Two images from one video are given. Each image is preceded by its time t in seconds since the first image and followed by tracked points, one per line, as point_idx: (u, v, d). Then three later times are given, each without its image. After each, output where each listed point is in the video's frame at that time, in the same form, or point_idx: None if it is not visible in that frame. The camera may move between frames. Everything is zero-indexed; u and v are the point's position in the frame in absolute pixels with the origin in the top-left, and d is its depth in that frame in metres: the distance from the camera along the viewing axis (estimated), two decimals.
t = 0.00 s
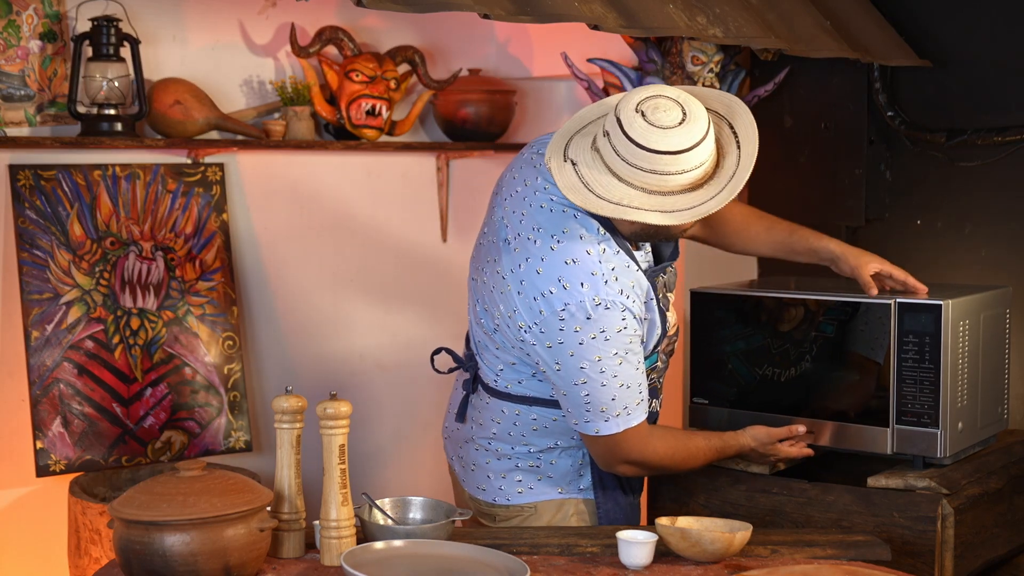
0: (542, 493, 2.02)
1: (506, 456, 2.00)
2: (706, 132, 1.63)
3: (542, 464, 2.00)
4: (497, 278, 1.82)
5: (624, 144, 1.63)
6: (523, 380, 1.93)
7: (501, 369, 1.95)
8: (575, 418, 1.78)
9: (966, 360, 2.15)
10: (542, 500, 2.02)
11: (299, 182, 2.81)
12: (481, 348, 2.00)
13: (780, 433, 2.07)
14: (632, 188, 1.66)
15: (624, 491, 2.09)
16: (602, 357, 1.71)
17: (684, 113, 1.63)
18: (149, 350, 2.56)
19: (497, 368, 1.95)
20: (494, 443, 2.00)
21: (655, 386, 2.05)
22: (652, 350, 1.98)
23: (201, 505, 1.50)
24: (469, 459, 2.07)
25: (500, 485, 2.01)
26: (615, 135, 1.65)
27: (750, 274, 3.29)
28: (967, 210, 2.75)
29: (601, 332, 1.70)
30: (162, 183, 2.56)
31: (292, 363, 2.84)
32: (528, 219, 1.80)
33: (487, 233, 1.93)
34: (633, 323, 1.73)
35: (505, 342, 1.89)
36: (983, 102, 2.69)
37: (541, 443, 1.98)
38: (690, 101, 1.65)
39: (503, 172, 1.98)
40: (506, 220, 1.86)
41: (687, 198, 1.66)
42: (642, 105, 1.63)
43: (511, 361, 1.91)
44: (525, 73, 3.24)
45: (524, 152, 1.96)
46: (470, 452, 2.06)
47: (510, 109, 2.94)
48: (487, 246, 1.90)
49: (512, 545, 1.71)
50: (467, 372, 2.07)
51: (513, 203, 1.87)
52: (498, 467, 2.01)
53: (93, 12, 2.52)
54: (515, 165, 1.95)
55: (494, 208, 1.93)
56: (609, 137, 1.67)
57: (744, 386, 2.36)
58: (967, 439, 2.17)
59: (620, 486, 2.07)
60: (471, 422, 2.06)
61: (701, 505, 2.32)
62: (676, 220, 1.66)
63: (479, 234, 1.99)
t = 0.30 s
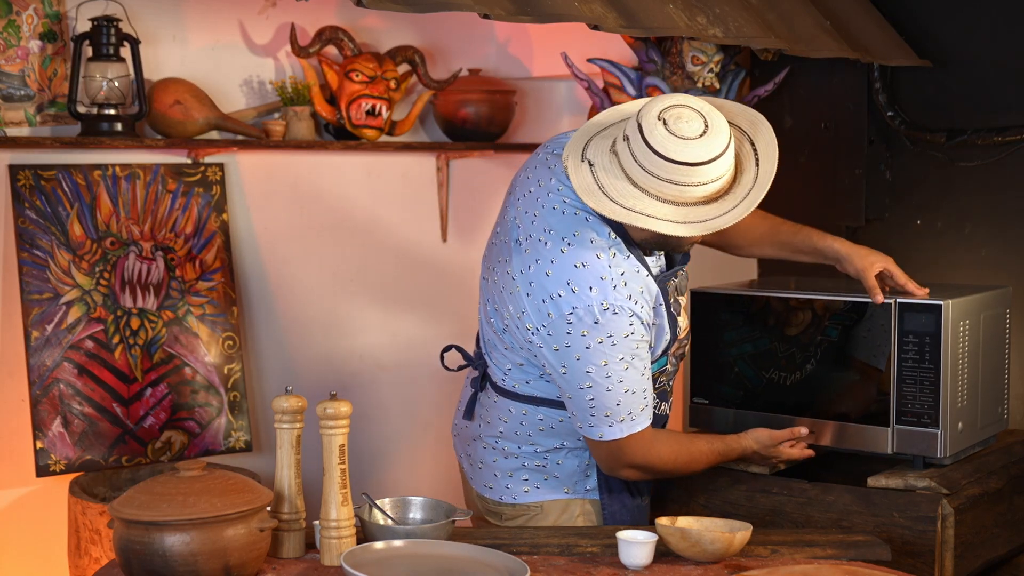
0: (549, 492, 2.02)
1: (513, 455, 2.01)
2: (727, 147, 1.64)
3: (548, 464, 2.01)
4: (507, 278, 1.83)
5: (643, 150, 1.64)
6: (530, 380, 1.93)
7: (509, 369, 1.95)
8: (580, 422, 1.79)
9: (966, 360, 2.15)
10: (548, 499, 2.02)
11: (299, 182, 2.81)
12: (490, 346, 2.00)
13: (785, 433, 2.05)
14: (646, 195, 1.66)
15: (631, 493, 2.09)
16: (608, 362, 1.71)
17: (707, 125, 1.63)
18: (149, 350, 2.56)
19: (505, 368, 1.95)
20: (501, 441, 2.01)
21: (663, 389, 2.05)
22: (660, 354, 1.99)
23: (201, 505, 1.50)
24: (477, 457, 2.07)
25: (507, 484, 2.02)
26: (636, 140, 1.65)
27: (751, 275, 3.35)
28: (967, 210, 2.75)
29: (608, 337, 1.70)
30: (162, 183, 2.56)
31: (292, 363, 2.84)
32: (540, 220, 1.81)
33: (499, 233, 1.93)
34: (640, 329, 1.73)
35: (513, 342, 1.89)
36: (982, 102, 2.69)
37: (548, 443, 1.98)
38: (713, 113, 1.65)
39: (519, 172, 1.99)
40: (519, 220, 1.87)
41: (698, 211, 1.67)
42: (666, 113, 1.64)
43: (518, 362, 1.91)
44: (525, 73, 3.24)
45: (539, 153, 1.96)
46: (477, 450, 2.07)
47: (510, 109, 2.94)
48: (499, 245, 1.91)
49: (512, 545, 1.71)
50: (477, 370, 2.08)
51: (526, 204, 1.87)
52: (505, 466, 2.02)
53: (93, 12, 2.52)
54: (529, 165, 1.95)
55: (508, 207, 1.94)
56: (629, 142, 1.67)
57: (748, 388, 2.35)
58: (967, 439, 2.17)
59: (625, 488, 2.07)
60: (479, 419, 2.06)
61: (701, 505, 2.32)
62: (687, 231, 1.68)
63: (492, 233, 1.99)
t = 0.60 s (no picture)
0: (548, 493, 2.02)
1: (513, 455, 2.01)
2: (744, 157, 1.64)
3: (548, 465, 2.01)
4: (509, 280, 1.83)
5: (661, 149, 1.64)
6: (531, 382, 1.93)
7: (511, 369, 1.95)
8: (582, 425, 1.78)
9: (967, 360, 2.15)
10: (548, 500, 2.02)
11: (299, 182, 2.81)
12: (492, 347, 2.00)
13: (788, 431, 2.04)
14: (657, 194, 1.66)
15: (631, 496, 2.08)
16: (611, 365, 1.71)
17: (725, 132, 1.64)
18: (149, 350, 2.56)
19: (507, 368, 1.95)
20: (501, 441, 2.01)
21: (665, 393, 2.05)
22: (662, 358, 1.98)
23: (201, 505, 1.50)
24: (478, 456, 2.07)
25: (506, 483, 2.02)
26: (653, 140, 1.65)
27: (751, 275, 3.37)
28: (967, 210, 2.75)
29: (610, 340, 1.70)
30: (162, 183, 2.56)
31: (292, 363, 2.84)
32: (544, 222, 1.81)
33: (503, 233, 1.93)
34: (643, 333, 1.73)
35: (515, 343, 1.89)
36: (982, 102, 2.69)
37: (548, 444, 1.98)
38: (733, 124, 1.66)
39: (524, 172, 1.99)
40: (523, 222, 1.87)
41: (708, 217, 1.67)
42: (687, 116, 1.64)
43: (519, 362, 1.91)
44: (525, 73, 3.24)
45: (544, 153, 1.97)
46: (478, 449, 2.07)
47: (510, 109, 2.94)
48: (503, 246, 1.91)
49: (512, 545, 1.71)
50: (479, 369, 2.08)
51: (530, 206, 1.88)
52: (505, 466, 2.02)
53: (93, 12, 2.52)
54: (535, 167, 1.96)
55: (512, 209, 1.94)
56: (646, 140, 1.67)
57: (752, 390, 2.35)
58: (967, 439, 2.17)
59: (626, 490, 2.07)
60: (481, 418, 2.06)
61: (701, 505, 2.32)
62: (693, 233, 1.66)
63: (497, 233, 1.99)
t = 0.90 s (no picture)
0: (545, 494, 2.02)
1: (510, 455, 2.01)
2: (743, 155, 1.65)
3: (545, 466, 2.01)
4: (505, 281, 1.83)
5: (660, 145, 1.64)
6: (527, 382, 1.93)
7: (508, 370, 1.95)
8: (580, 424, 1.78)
9: (967, 360, 2.15)
10: (545, 501, 2.02)
11: (299, 182, 2.81)
12: (489, 348, 2.00)
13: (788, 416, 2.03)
14: (656, 190, 1.66)
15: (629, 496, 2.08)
16: (607, 365, 1.71)
17: (725, 131, 1.64)
18: (149, 350, 2.56)
19: (503, 369, 1.96)
20: (498, 442, 2.01)
21: (663, 393, 2.05)
22: (660, 358, 1.98)
23: (202, 505, 1.50)
24: (476, 456, 2.08)
25: (503, 484, 2.02)
26: (653, 136, 1.66)
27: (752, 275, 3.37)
28: (967, 210, 2.75)
29: (607, 341, 1.70)
30: (162, 183, 2.56)
31: (292, 363, 2.84)
32: (540, 223, 1.82)
33: (499, 234, 1.94)
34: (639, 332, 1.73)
35: (511, 343, 1.89)
36: (982, 102, 2.69)
37: (544, 445, 1.98)
38: (734, 123, 1.67)
39: (521, 173, 1.99)
40: (519, 223, 1.87)
41: (706, 214, 1.66)
42: (688, 113, 1.65)
43: (516, 363, 1.92)
44: (525, 73, 3.24)
45: (540, 153, 1.97)
46: (476, 450, 2.07)
47: (510, 109, 2.94)
48: (499, 247, 1.92)
49: (512, 545, 1.71)
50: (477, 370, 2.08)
51: (526, 207, 1.88)
52: (502, 466, 2.02)
53: (93, 12, 2.52)
54: (531, 167, 1.96)
55: (508, 210, 1.94)
56: (646, 136, 1.67)
57: (752, 390, 2.35)
58: (967, 439, 2.17)
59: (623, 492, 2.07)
60: (478, 419, 2.07)
61: (701, 505, 2.32)
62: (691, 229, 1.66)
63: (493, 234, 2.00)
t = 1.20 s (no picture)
0: (543, 493, 2.02)
1: (507, 456, 2.01)
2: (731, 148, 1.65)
3: (542, 465, 2.00)
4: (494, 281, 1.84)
5: (648, 137, 1.64)
6: (518, 381, 1.93)
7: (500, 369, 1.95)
8: (576, 417, 1.78)
9: (966, 360, 2.15)
10: (543, 500, 2.02)
11: (299, 182, 2.81)
12: (481, 348, 2.01)
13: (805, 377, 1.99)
14: (643, 183, 1.66)
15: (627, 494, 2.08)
16: (598, 357, 1.71)
17: (713, 124, 1.65)
18: (149, 350, 2.56)
19: (495, 368, 1.96)
20: (494, 443, 2.01)
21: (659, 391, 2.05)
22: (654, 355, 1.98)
23: (202, 505, 1.50)
24: (473, 458, 2.07)
25: (501, 484, 2.02)
26: (642, 129, 1.66)
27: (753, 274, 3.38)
28: (967, 210, 2.75)
29: (596, 333, 1.69)
30: (162, 183, 2.56)
31: (292, 363, 2.84)
32: (526, 222, 1.82)
33: (489, 236, 1.95)
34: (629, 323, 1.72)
35: (503, 342, 1.89)
36: (982, 102, 2.69)
37: (540, 444, 1.98)
38: (721, 117, 1.68)
39: (509, 175, 2.00)
40: (507, 223, 1.88)
41: (694, 206, 1.66)
42: (675, 106, 1.65)
43: (507, 361, 1.92)
44: (525, 73, 3.24)
45: (528, 153, 1.98)
46: (474, 451, 2.07)
47: (510, 109, 2.94)
48: (489, 248, 1.93)
49: (512, 545, 1.71)
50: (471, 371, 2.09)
51: (514, 206, 1.89)
52: (500, 467, 2.02)
53: (93, 12, 2.52)
54: (519, 167, 1.97)
55: (497, 211, 1.95)
56: (634, 130, 1.68)
57: (748, 388, 2.35)
58: (967, 439, 2.17)
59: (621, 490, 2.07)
60: (474, 420, 2.07)
61: (701, 505, 2.32)
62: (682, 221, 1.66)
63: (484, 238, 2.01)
